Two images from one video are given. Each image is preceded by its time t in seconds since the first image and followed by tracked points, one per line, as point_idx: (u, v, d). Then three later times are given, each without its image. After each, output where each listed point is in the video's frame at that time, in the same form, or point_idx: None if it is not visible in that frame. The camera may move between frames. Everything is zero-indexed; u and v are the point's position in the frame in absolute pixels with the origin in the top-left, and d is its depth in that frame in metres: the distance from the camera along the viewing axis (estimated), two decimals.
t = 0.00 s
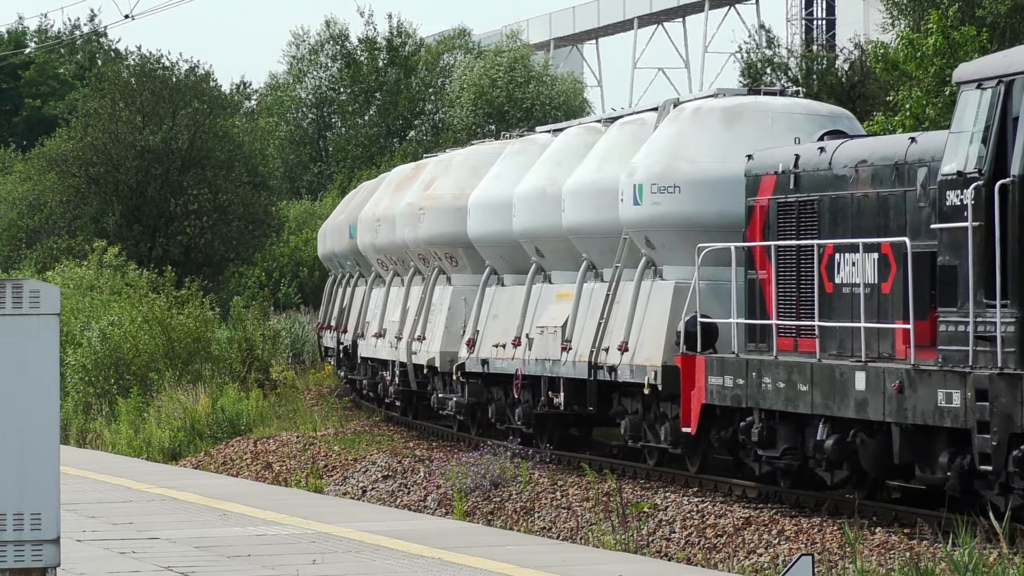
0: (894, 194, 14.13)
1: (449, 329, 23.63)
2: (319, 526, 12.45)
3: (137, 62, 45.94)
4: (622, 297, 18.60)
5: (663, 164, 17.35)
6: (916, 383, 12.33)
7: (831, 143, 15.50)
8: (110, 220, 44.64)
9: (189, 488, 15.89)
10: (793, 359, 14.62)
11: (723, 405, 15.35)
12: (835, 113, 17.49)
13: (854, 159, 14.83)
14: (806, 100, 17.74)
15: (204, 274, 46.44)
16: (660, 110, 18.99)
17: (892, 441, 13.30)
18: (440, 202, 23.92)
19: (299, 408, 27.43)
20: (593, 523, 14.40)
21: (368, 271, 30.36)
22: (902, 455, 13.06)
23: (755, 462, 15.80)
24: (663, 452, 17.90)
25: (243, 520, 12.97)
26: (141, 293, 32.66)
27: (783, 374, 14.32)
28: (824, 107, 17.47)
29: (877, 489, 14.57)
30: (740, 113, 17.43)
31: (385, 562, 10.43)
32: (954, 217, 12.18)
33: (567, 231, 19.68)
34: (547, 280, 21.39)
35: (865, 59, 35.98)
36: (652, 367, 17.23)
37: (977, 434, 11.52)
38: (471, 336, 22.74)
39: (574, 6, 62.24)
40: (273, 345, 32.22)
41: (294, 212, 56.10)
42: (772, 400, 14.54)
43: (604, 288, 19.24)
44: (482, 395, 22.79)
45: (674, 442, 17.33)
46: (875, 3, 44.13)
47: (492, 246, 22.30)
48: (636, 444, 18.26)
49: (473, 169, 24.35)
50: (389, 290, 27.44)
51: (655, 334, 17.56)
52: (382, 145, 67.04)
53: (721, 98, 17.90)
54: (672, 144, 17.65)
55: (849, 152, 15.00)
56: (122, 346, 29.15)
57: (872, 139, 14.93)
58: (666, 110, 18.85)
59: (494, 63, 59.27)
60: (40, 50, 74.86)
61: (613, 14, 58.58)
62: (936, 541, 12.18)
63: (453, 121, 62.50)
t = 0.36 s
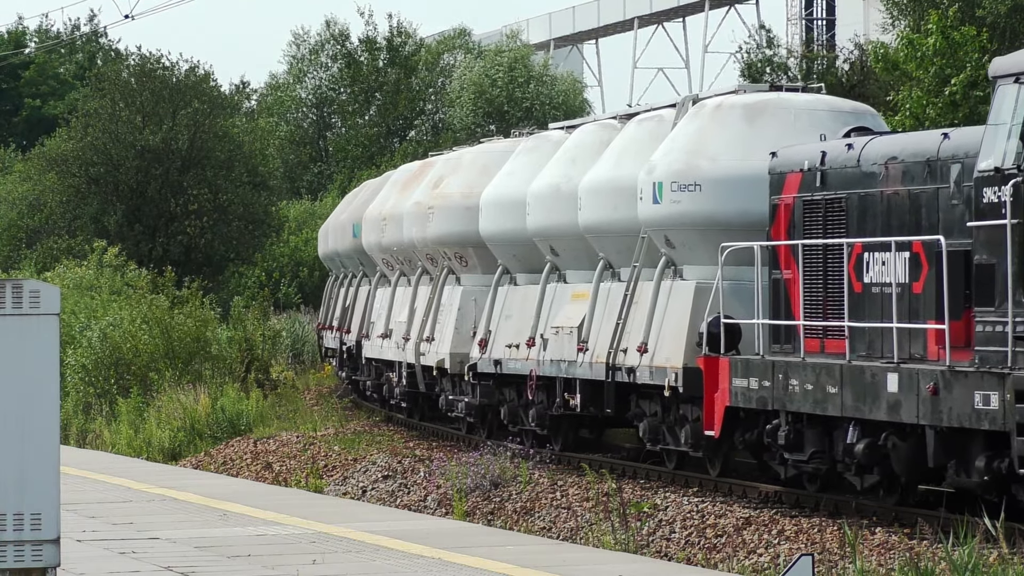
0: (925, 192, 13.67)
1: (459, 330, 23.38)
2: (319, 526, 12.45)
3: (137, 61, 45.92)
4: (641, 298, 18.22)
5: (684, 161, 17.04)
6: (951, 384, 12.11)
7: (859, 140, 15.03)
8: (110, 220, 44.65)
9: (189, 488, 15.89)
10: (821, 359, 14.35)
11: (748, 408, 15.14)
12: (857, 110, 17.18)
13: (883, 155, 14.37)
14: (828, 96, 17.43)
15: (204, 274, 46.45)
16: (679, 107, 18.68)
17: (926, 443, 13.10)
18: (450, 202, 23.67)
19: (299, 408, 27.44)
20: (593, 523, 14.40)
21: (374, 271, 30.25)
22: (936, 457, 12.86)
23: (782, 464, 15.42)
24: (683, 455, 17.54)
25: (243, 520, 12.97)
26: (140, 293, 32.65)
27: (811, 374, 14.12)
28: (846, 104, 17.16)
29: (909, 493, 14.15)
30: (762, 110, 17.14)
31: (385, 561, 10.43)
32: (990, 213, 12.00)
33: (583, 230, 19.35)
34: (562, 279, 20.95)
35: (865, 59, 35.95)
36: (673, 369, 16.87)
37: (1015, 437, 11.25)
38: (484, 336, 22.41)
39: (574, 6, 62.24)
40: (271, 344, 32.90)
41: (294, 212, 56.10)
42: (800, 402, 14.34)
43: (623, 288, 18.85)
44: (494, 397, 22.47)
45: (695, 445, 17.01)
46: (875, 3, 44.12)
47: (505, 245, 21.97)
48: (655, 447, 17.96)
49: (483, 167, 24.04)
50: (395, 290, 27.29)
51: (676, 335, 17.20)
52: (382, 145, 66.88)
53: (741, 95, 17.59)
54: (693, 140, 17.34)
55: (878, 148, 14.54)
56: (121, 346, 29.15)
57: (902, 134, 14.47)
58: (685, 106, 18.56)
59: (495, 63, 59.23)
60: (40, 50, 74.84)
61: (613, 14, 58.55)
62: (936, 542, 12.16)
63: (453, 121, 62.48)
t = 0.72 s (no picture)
0: (959, 188, 13.34)
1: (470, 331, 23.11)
2: (319, 526, 12.45)
3: (137, 61, 45.95)
4: (662, 298, 17.80)
5: (705, 158, 16.61)
6: (990, 385, 11.87)
7: (889, 136, 14.62)
8: (110, 220, 44.65)
9: (189, 488, 15.89)
10: (852, 361, 14.08)
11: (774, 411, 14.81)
12: (883, 105, 16.65)
13: (916, 151, 13.98)
14: (854, 93, 16.93)
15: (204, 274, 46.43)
16: (699, 103, 18.23)
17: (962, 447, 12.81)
18: (459, 201, 23.46)
19: (299, 408, 27.44)
20: (592, 523, 14.39)
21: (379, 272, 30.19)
22: (973, 462, 12.60)
23: (808, 468, 15.09)
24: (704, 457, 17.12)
25: (243, 520, 12.97)
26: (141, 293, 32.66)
27: (841, 376, 13.82)
28: (871, 100, 16.65)
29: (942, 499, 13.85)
30: (785, 107, 16.70)
31: (385, 561, 10.43)
32: None
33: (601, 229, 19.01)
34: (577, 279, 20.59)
35: (865, 59, 35.92)
36: (694, 371, 16.47)
37: None
38: (496, 336, 22.09)
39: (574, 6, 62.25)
40: (271, 344, 32.88)
41: (294, 212, 56.09)
42: (829, 405, 14.05)
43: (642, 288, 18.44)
44: (506, 398, 22.18)
45: (716, 448, 16.51)
46: (874, 3, 44.12)
47: (518, 244, 21.67)
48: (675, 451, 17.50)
49: (494, 166, 23.91)
50: (401, 290, 27.12)
51: (698, 338, 16.74)
52: (382, 145, 66.72)
53: (765, 92, 17.14)
54: (714, 137, 16.89)
55: (910, 145, 14.13)
56: (121, 346, 29.17)
57: (935, 130, 14.05)
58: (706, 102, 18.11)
59: (495, 63, 59.20)
60: (40, 50, 74.85)
61: (613, 14, 58.56)
62: (935, 541, 12.14)
63: (453, 121, 62.49)
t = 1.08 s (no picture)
0: (995, 186, 13.03)
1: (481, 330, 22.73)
2: (319, 526, 12.46)
3: (137, 61, 45.95)
4: (682, 298, 17.49)
5: (728, 156, 16.33)
6: None
7: (921, 132, 14.25)
8: (110, 220, 44.64)
9: (189, 488, 15.89)
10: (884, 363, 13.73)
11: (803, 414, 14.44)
12: (908, 102, 16.40)
13: (949, 148, 13.64)
14: (878, 89, 16.67)
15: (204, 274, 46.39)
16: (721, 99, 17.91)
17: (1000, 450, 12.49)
18: (471, 199, 23.02)
19: (299, 408, 27.44)
20: (593, 523, 14.40)
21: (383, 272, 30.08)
22: (1012, 466, 12.32)
23: (836, 472, 14.81)
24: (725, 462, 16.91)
25: (243, 520, 12.97)
26: (141, 293, 32.65)
27: (872, 378, 13.47)
28: (897, 96, 16.38)
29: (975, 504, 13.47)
30: (809, 103, 16.42)
31: (386, 562, 10.43)
32: None
33: (619, 227, 18.69)
34: (593, 277, 20.21)
35: (865, 59, 35.86)
36: (717, 373, 16.15)
37: None
38: (510, 336, 21.74)
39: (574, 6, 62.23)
40: (271, 344, 32.85)
41: (294, 212, 56.07)
42: (859, 409, 13.70)
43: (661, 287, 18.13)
44: (519, 400, 21.93)
45: (739, 452, 16.24)
46: (874, 3, 44.06)
47: (532, 243, 21.30)
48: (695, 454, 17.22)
49: (505, 164, 23.49)
50: (407, 290, 26.73)
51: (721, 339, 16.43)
52: (381, 145, 66.65)
53: (788, 87, 16.87)
54: (737, 134, 16.61)
55: (943, 141, 13.77)
56: (122, 345, 29.20)
57: (969, 125, 13.68)
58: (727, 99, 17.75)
59: (495, 63, 59.15)
60: (41, 50, 74.86)
61: (613, 14, 58.52)
62: (936, 541, 12.17)
63: (453, 121, 62.49)
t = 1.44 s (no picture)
0: None
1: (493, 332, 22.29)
2: (319, 526, 12.46)
3: (137, 61, 45.95)
4: (703, 298, 17.02)
5: (752, 152, 15.85)
6: None
7: (954, 129, 13.72)
8: (110, 220, 44.65)
9: (189, 488, 15.89)
10: (916, 365, 13.34)
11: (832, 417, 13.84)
12: (935, 100, 15.94)
13: (984, 145, 13.11)
14: (905, 85, 16.20)
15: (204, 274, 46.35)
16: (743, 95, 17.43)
17: None
18: (482, 198, 22.54)
19: (299, 408, 27.44)
20: (593, 523, 14.39)
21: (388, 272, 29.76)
22: None
23: (867, 477, 14.37)
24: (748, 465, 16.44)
25: (243, 520, 12.97)
26: (141, 293, 32.65)
27: (904, 380, 12.89)
28: (924, 93, 15.92)
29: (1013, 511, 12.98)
30: (835, 99, 15.93)
31: (385, 561, 10.43)
32: None
33: (637, 225, 18.18)
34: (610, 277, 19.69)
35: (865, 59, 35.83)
36: (742, 374, 15.66)
37: None
38: (524, 336, 21.25)
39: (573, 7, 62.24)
40: (271, 344, 32.84)
41: (294, 212, 56.08)
42: (892, 412, 13.12)
43: (682, 287, 17.65)
44: (533, 400, 21.60)
45: (762, 455, 15.73)
46: (874, 3, 44.02)
47: (547, 242, 20.77)
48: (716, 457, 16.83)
49: (516, 163, 23.02)
50: (415, 290, 26.29)
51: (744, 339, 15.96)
52: (381, 145, 66.73)
53: (813, 83, 16.39)
54: (761, 131, 16.12)
55: (977, 138, 13.24)
56: (122, 345, 29.19)
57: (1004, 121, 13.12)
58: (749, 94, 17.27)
59: (495, 63, 59.14)
60: (41, 50, 74.87)
61: (613, 14, 58.52)
62: (936, 541, 12.19)
63: (453, 121, 62.52)
